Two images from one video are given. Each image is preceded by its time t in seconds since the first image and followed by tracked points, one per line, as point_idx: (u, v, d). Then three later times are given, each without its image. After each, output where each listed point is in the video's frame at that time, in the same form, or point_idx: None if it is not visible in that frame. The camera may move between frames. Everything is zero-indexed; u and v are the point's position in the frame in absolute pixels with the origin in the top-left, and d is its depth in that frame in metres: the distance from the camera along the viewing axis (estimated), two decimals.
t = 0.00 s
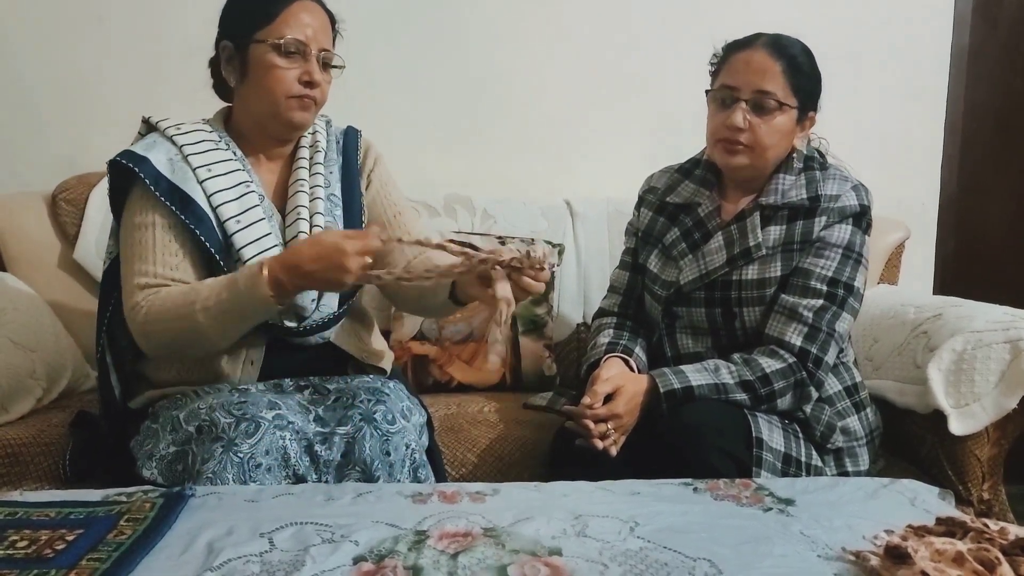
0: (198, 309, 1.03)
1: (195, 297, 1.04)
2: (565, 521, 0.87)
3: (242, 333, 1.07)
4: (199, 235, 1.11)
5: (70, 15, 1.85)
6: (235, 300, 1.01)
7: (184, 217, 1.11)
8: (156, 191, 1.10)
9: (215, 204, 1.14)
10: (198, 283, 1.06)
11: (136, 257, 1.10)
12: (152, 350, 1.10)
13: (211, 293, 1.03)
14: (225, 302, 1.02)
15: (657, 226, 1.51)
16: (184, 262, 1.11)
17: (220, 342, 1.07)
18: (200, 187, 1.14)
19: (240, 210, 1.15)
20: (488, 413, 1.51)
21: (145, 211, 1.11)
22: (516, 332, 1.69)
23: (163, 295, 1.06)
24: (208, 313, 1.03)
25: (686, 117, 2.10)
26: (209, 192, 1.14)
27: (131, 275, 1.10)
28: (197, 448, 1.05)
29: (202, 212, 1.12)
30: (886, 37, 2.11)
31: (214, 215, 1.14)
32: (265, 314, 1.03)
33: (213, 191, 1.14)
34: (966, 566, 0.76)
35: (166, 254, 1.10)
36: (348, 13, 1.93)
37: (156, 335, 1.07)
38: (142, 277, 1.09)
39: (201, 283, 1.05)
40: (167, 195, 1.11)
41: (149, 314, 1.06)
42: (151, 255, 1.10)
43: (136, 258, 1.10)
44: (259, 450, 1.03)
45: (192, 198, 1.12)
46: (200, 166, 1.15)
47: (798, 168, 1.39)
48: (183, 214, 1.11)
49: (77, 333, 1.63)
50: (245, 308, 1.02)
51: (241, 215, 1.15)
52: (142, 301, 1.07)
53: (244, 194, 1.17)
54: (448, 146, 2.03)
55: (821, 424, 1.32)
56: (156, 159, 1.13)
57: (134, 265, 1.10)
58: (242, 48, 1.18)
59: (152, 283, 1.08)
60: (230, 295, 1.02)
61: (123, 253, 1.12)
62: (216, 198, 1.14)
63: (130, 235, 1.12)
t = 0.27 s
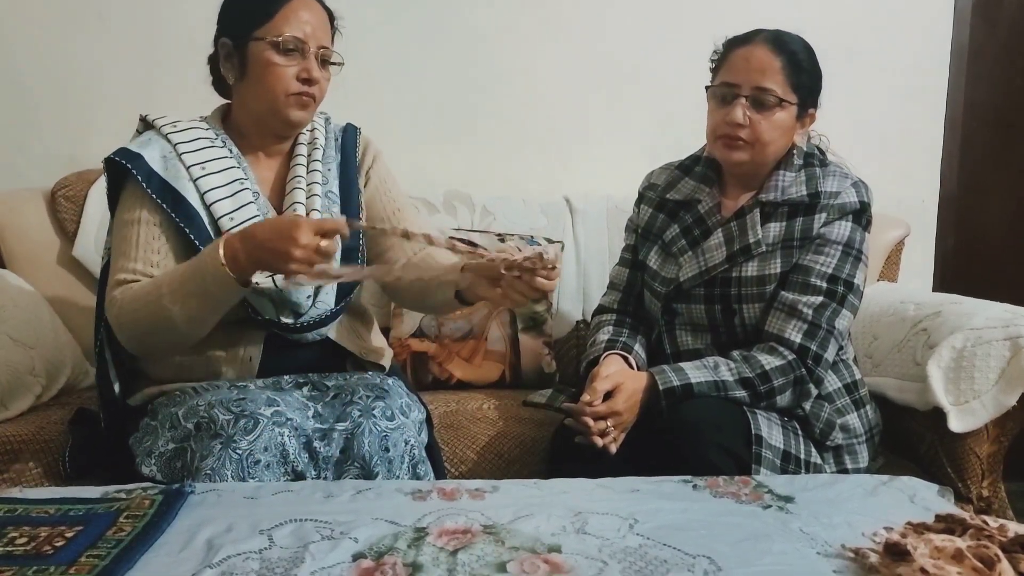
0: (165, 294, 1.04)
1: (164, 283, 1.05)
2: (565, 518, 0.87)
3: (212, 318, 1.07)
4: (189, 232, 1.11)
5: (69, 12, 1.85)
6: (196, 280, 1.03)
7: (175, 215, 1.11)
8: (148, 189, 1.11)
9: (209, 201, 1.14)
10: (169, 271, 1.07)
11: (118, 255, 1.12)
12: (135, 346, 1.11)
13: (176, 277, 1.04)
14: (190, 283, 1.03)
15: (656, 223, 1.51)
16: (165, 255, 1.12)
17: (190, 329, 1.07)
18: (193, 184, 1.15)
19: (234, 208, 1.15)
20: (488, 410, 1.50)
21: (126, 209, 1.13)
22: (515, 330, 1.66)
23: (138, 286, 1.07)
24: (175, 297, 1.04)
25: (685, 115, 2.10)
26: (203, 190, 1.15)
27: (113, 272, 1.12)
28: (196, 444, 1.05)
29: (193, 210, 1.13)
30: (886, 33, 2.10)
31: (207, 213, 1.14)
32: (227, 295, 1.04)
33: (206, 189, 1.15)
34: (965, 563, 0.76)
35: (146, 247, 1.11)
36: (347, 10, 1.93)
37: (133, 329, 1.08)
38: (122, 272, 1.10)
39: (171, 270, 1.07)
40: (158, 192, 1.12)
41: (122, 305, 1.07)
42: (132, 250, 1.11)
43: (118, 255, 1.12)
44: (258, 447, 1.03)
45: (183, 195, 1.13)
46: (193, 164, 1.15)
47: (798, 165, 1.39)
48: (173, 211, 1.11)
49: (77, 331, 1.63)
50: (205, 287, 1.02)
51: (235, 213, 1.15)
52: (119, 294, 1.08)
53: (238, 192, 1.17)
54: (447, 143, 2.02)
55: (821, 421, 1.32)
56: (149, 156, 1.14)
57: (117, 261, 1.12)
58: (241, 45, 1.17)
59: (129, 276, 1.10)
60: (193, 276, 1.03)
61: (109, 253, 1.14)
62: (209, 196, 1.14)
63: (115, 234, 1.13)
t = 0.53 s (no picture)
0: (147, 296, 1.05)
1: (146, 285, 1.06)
2: (563, 514, 0.87)
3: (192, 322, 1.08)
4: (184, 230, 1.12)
5: (66, 7, 1.84)
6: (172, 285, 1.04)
7: (170, 214, 1.12)
8: (143, 187, 1.12)
9: (204, 199, 1.14)
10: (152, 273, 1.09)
11: (108, 254, 1.13)
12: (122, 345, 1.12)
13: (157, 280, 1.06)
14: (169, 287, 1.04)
15: (655, 218, 1.51)
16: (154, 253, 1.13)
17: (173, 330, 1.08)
18: (188, 182, 1.15)
19: (230, 205, 1.15)
20: (487, 405, 1.50)
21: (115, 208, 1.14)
22: (514, 326, 1.69)
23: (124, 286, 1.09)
24: (155, 299, 1.05)
25: (684, 111, 2.10)
26: (197, 187, 1.15)
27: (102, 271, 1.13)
28: (195, 440, 1.05)
29: (187, 209, 1.13)
30: (885, 29, 2.10)
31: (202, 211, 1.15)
32: (202, 301, 1.05)
33: (200, 186, 1.15)
34: (964, 559, 0.76)
35: (134, 247, 1.12)
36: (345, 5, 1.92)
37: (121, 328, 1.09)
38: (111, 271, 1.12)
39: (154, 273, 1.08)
40: (154, 190, 1.12)
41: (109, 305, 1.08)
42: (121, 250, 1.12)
43: (108, 255, 1.13)
44: (257, 442, 1.03)
45: (178, 193, 1.13)
46: (188, 162, 1.15)
47: (798, 160, 1.38)
48: (168, 210, 1.12)
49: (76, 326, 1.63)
50: (179, 292, 1.04)
51: (230, 210, 1.15)
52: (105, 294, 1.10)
53: (233, 189, 1.17)
54: (446, 139, 2.02)
55: (820, 417, 1.32)
56: (143, 153, 1.14)
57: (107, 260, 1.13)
58: (237, 41, 1.17)
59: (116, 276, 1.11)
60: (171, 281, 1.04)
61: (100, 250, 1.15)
62: (204, 193, 1.14)
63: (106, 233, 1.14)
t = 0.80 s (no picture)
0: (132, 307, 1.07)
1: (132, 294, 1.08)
2: (562, 510, 0.87)
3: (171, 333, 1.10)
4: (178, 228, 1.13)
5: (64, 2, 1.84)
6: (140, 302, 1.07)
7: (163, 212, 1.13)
8: (137, 185, 1.12)
9: (199, 196, 1.15)
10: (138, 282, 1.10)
11: (100, 250, 1.14)
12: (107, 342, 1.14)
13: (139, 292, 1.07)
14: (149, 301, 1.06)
15: (654, 214, 1.51)
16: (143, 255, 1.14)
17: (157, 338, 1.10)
18: (183, 179, 1.15)
19: (225, 202, 1.16)
20: (485, 402, 1.51)
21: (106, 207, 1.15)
22: (513, 322, 1.69)
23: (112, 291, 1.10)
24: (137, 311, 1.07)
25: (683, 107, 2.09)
26: (193, 184, 1.15)
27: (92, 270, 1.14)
28: (192, 437, 1.05)
29: (181, 207, 1.14)
30: (885, 24, 2.10)
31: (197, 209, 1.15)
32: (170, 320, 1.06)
33: (195, 184, 1.15)
34: (961, 554, 0.76)
35: (123, 248, 1.13)
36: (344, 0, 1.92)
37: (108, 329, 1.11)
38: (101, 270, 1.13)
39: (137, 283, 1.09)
40: (149, 187, 1.13)
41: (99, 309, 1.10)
42: (112, 251, 1.13)
43: (100, 250, 1.14)
44: (254, 438, 1.03)
45: (173, 191, 1.14)
46: (183, 159, 1.16)
47: (796, 156, 1.39)
48: (163, 207, 1.13)
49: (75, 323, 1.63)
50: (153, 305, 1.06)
51: (225, 207, 1.15)
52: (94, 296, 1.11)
53: (229, 185, 1.17)
54: (445, 134, 2.02)
55: (819, 412, 1.32)
56: (138, 150, 1.15)
57: (97, 259, 1.14)
58: (233, 35, 1.17)
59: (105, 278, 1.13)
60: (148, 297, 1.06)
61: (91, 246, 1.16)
62: (199, 191, 1.15)
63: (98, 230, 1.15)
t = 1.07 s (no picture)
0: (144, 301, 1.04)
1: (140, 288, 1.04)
2: (561, 506, 0.87)
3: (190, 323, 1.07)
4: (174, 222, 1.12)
5: None
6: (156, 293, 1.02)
7: (159, 206, 1.12)
8: (133, 179, 1.11)
9: (195, 191, 1.15)
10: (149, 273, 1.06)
11: (107, 241, 1.12)
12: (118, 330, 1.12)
13: (151, 285, 1.03)
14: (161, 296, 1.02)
15: (653, 211, 1.51)
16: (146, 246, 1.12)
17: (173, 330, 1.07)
18: (179, 174, 1.15)
19: (221, 197, 1.16)
20: (484, 398, 1.51)
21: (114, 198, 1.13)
22: (512, 318, 1.68)
23: (121, 283, 1.07)
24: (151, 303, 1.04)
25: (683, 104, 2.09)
26: (189, 179, 1.15)
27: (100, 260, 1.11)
28: (190, 433, 1.06)
29: (178, 201, 1.13)
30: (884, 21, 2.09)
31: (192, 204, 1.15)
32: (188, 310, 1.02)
33: (191, 179, 1.15)
34: (959, 551, 0.76)
35: (132, 238, 1.11)
36: None
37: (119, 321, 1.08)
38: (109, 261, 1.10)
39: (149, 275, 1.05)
40: (144, 182, 1.12)
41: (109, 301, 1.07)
42: (122, 242, 1.11)
43: (107, 242, 1.12)
44: (251, 436, 1.04)
45: (169, 185, 1.13)
46: (179, 154, 1.16)
47: (796, 153, 1.38)
48: (158, 202, 1.12)
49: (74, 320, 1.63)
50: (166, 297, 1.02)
51: (221, 203, 1.15)
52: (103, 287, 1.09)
53: (224, 181, 1.17)
54: (444, 131, 2.02)
55: (817, 410, 1.33)
56: (134, 145, 1.14)
57: (106, 250, 1.12)
58: (226, 31, 1.17)
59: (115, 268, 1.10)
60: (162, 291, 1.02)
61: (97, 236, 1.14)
62: (194, 186, 1.15)
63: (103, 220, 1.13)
